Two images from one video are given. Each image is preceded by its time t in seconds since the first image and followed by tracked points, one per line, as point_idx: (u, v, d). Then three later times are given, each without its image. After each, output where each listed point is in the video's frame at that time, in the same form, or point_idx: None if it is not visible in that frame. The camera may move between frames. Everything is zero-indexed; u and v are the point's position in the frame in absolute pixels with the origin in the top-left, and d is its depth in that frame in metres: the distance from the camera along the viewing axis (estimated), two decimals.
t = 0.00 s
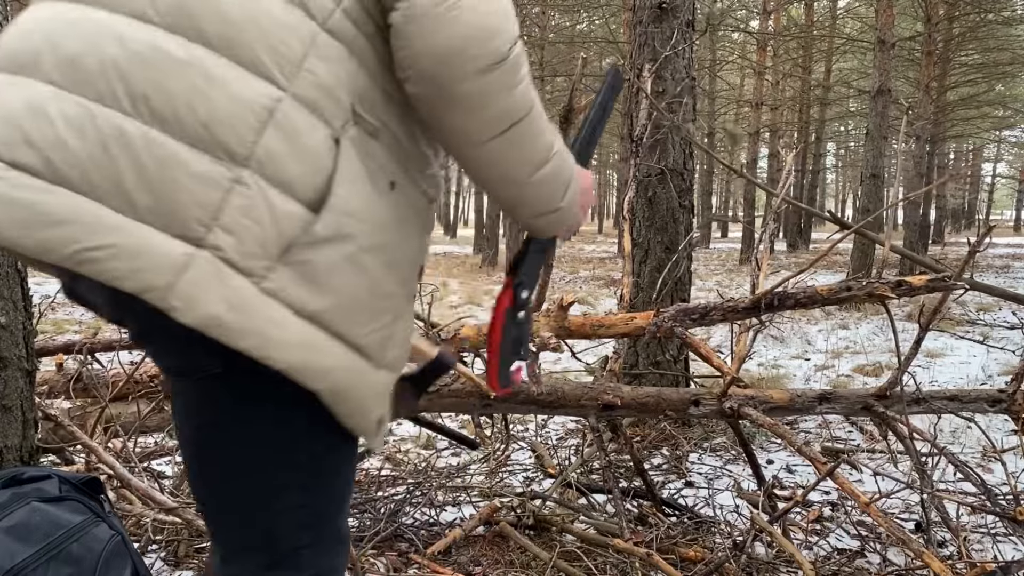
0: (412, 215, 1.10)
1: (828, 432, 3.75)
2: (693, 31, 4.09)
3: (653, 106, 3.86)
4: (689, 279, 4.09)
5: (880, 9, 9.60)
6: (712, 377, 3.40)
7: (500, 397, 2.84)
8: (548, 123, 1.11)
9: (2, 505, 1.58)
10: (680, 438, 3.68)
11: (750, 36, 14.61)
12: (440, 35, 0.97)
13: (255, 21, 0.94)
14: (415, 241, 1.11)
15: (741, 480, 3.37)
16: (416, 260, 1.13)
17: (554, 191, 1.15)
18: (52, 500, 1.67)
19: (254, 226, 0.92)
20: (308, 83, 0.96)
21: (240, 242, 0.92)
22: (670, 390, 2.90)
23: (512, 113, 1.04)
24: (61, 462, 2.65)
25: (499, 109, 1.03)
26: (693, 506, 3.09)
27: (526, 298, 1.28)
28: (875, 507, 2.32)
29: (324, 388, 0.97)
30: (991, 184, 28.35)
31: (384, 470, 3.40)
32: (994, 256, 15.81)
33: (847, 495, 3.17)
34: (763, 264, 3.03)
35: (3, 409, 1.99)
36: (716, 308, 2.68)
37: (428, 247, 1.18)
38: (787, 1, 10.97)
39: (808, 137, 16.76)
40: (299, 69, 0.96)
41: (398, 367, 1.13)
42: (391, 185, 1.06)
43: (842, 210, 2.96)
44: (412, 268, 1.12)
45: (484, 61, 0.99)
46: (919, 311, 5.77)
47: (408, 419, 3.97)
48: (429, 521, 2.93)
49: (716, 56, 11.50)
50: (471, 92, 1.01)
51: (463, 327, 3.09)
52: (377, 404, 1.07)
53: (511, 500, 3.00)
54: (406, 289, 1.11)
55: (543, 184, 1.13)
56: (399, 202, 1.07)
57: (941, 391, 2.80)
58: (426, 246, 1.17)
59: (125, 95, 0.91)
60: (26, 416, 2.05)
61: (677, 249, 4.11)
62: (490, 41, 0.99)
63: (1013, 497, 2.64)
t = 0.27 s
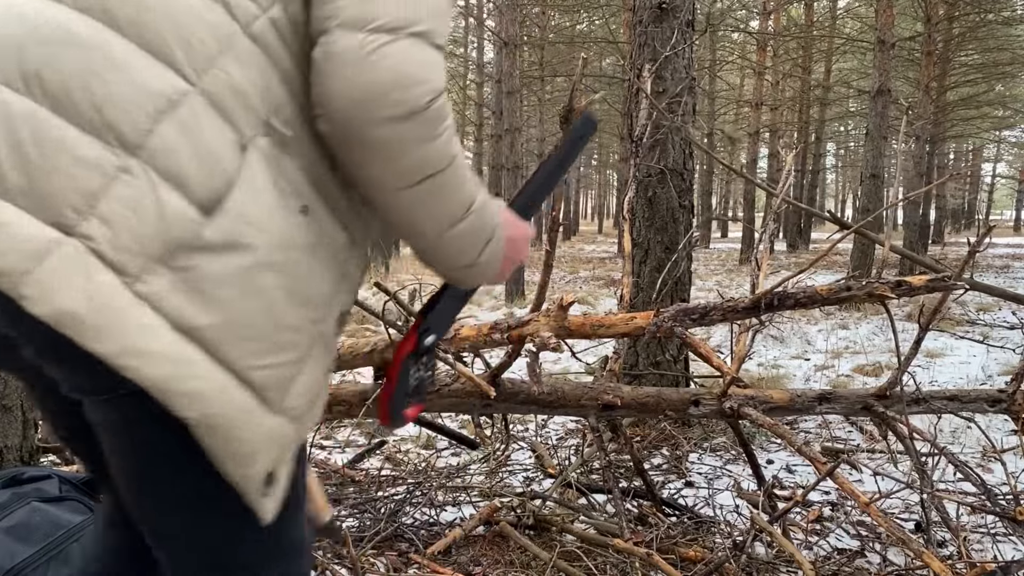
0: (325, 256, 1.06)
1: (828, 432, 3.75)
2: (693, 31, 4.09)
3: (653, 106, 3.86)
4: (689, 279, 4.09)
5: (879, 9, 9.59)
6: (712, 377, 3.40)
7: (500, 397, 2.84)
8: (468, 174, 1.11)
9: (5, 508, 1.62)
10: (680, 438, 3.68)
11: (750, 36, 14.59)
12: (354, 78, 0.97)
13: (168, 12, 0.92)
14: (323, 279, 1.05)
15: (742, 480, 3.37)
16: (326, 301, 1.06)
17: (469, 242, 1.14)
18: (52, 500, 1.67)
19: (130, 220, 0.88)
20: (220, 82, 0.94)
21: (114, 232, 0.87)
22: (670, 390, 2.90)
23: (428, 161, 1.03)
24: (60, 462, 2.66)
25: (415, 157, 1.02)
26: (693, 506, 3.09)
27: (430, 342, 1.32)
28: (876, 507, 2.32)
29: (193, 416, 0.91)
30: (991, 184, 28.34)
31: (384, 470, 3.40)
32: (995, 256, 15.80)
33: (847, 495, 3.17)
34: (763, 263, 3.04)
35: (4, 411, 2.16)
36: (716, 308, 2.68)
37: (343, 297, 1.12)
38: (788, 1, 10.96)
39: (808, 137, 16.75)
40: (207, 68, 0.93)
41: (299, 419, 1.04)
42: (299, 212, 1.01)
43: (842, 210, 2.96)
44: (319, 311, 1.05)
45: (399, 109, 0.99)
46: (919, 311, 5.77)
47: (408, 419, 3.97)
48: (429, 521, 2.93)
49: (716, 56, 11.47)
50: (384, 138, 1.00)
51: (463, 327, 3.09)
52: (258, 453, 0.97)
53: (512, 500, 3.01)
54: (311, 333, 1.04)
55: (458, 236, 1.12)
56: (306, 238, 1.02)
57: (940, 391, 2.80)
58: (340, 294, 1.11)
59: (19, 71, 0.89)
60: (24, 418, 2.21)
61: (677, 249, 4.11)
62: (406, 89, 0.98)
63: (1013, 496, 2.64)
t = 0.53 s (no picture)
0: (144, 289, 0.79)
1: (828, 432, 3.75)
2: (693, 31, 4.10)
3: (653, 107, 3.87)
4: (689, 279, 4.09)
5: (879, 9, 9.61)
6: (712, 377, 3.39)
7: (500, 397, 2.84)
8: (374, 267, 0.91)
9: None
10: (680, 438, 3.68)
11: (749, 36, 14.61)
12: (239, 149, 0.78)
13: None
14: (135, 304, 0.78)
15: (742, 480, 3.37)
16: (136, 340, 0.79)
17: (368, 336, 0.91)
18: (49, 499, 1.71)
19: None
20: (48, 73, 0.74)
21: None
22: (671, 391, 2.90)
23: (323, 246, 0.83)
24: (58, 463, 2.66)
25: (307, 242, 0.82)
26: (693, 505, 3.09)
27: (328, 432, 1.30)
28: (875, 507, 2.32)
29: None
30: (991, 184, 28.39)
31: (384, 470, 3.39)
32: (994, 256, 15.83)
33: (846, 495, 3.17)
34: (763, 263, 3.04)
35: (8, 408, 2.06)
36: (716, 308, 2.68)
37: (177, 354, 0.84)
38: (787, 2, 10.98)
39: (808, 137, 16.78)
40: (38, 58, 0.74)
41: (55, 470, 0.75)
42: (118, 228, 0.77)
43: (842, 210, 2.96)
44: (115, 340, 0.77)
45: (292, 192, 0.79)
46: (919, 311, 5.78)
47: (408, 419, 3.97)
48: (428, 521, 2.93)
49: (716, 56, 11.48)
50: (266, 218, 0.80)
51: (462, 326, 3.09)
52: None
53: (512, 500, 3.01)
54: (99, 366, 0.76)
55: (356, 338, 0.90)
56: (119, 258, 0.77)
57: (941, 391, 2.80)
58: (157, 342, 0.81)
59: None
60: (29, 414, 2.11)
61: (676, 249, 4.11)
62: (303, 174, 0.79)
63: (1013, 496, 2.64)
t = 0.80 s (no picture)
0: (98, 252, 0.76)
1: (828, 432, 3.75)
2: (693, 31, 4.10)
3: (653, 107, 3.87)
4: (689, 279, 4.10)
5: (879, 9, 9.61)
6: (712, 377, 3.39)
7: (499, 397, 2.84)
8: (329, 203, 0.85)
9: None
10: (680, 438, 3.67)
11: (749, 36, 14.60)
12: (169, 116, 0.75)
13: None
14: (89, 274, 0.75)
15: (742, 480, 3.37)
16: (97, 305, 0.76)
17: (340, 278, 0.86)
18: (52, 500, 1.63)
19: None
20: None
21: None
22: (671, 391, 2.90)
23: (266, 197, 0.78)
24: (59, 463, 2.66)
25: (248, 194, 0.78)
26: (693, 505, 3.09)
27: (317, 356, 1.17)
28: (876, 507, 2.32)
29: None
30: (991, 183, 28.41)
31: (384, 470, 3.39)
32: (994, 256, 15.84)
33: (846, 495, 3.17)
34: (763, 263, 3.04)
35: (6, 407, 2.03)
36: (716, 308, 2.68)
37: (142, 311, 0.83)
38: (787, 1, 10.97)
39: (808, 138, 16.78)
40: None
41: (37, 441, 0.73)
42: (59, 196, 0.74)
43: (843, 210, 2.96)
44: (76, 307, 0.74)
45: (220, 147, 0.76)
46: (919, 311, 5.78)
47: (407, 419, 3.97)
48: (428, 521, 2.93)
49: (716, 56, 11.47)
50: (203, 177, 0.76)
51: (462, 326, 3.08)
52: None
53: (512, 500, 3.01)
54: (68, 336, 0.74)
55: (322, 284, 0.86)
56: (68, 227, 0.73)
57: (940, 391, 2.80)
58: (120, 301, 0.79)
59: None
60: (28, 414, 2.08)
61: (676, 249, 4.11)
62: (230, 125, 0.76)
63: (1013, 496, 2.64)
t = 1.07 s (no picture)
0: (83, 184, 0.78)
1: (828, 432, 3.75)
2: (693, 31, 4.10)
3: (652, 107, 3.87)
4: (689, 279, 4.10)
5: (879, 9, 9.61)
6: (712, 377, 3.39)
7: (500, 397, 2.84)
8: (277, 85, 0.83)
9: None
10: (680, 438, 3.68)
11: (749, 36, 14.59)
12: (73, 21, 0.73)
13: None
14: (84, 211, 0.77)
15: (742, 480, 3.38)
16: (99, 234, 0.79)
17: (307, 162, 0.86)
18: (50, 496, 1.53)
19: None
20: None
21: None
22: (670, 391, 2.90)
23: (198, 92, 0.78)
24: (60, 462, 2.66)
25: (176, 93, 0.77)
26: (693, 506, 3.09)
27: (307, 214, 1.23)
28: (875, 507, 2.32)
29: None
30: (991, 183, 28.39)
31: (384, 470, 3.40)
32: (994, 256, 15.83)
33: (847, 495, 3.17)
34: (763, 263, 3.04)
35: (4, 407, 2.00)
36: (716, 308, 2.68)
37: (147, 229, 0.86)
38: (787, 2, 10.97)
39: (808, 138, 16.77)
40: None
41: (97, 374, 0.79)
42: (31, 135, 0.74)
43: (843, 210, 2.96)
44: (84, 246, 0.77)
45: (135, 41, 0.75)
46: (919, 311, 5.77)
47: (407, 419, 3.97)
48: (428, 522, 2.94)
49: (716, 56, 11.46)
50: (136, 86, 0.77)
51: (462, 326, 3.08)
52: (34, 407, 0.71)
53: (512, 500, 3.01)
54: (87, 269, 0.78)
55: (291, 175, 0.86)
56: (45, 164, 0.74)
57: (940, 391, 2.80)
58: (124, 222, 0.82)
59: None
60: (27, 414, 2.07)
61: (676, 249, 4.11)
62: (139, 18, 0.74)
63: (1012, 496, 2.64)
